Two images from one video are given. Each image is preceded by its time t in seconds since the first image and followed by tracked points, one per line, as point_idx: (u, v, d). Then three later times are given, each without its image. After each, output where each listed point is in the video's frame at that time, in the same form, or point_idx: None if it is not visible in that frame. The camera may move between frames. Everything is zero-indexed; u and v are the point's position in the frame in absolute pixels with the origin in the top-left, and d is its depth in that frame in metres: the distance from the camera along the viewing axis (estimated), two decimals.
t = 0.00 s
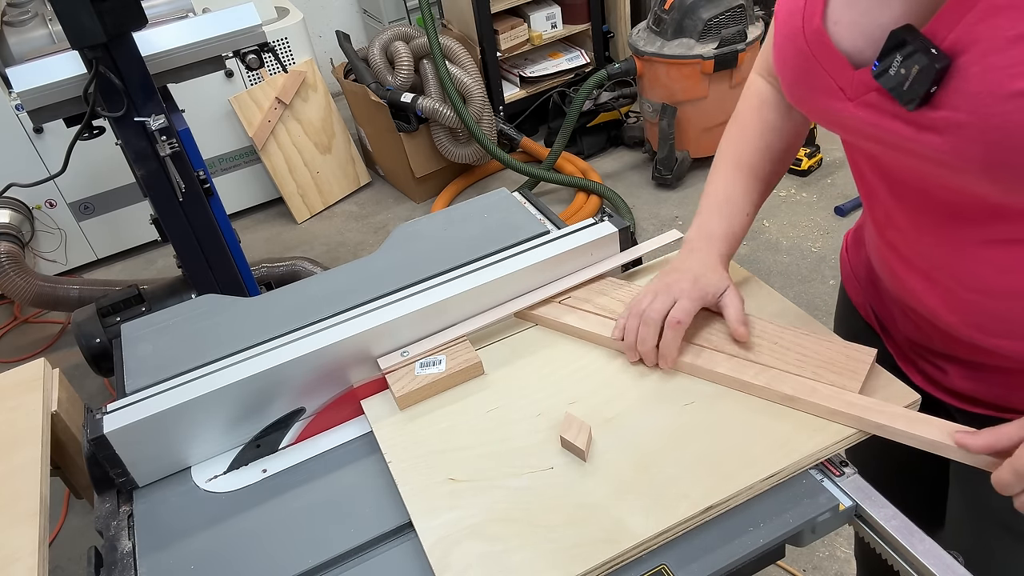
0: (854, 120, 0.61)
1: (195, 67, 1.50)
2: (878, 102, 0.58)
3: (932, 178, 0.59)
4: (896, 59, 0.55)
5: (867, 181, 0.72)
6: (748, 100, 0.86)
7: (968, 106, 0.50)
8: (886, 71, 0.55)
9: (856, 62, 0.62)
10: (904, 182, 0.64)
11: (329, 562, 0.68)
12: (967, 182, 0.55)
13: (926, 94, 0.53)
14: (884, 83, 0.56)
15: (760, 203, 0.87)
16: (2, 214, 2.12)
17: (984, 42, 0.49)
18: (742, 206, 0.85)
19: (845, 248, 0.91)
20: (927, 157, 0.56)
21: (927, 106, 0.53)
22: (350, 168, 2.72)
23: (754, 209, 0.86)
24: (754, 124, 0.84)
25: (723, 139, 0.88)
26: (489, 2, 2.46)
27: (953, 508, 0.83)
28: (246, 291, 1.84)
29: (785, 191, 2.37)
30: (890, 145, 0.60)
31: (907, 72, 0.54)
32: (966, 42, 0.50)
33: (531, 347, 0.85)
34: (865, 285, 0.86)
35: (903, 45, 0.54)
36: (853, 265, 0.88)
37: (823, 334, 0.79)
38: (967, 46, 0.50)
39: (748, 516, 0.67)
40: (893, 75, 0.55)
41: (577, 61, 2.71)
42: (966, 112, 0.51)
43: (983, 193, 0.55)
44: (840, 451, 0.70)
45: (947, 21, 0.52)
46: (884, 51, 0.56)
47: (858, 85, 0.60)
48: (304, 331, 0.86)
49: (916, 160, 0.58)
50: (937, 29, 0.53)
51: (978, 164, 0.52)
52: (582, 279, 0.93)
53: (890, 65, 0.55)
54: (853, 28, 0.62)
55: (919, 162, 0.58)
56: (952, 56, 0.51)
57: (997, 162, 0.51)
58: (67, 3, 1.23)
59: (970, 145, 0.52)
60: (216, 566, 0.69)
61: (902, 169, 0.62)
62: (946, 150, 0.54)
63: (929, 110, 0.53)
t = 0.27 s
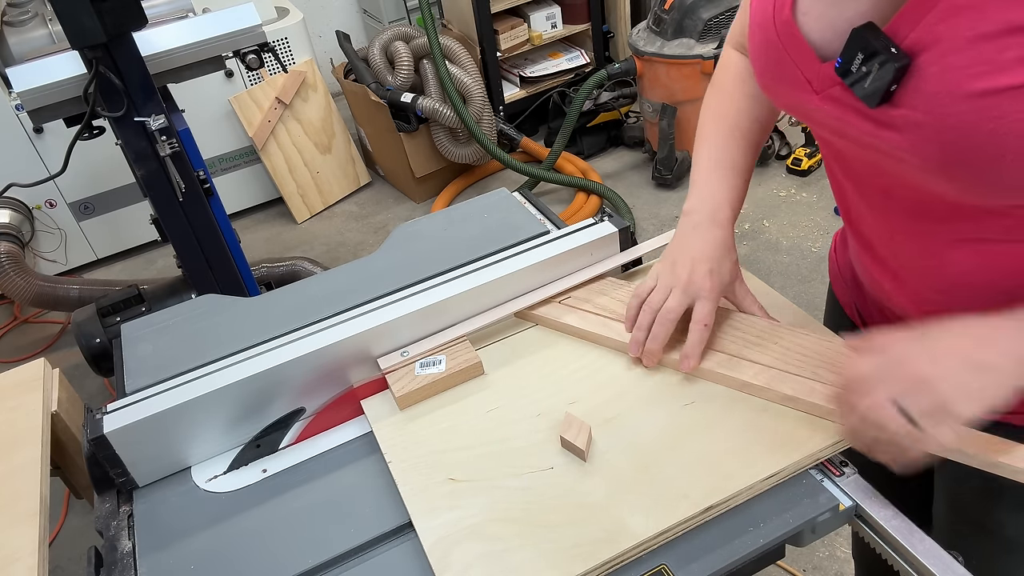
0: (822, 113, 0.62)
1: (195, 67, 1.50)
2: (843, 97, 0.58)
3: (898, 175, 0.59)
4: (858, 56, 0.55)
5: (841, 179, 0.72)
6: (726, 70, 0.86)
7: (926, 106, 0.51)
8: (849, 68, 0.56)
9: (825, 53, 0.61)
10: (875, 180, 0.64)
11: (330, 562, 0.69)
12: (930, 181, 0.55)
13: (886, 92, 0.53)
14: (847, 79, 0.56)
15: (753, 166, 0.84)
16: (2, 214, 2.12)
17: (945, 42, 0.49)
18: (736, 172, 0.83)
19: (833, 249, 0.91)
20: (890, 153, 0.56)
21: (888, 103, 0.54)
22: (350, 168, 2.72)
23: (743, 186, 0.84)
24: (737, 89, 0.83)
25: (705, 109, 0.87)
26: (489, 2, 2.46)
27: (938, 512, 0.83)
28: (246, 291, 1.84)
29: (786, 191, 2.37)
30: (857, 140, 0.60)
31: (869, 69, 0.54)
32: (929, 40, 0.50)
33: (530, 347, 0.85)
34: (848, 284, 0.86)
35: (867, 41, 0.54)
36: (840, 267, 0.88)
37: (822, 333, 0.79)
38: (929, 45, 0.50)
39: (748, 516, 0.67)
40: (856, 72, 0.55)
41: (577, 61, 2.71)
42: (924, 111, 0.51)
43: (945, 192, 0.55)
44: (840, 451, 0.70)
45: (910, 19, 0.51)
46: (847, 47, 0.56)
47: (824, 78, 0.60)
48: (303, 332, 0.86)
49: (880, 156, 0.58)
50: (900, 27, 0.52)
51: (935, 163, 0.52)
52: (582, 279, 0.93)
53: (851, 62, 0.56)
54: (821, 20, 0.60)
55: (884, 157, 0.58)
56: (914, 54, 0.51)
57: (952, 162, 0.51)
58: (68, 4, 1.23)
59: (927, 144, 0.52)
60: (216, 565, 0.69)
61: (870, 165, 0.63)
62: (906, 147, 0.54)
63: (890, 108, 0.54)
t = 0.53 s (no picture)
0: (811, 124, 0.61)
1: (195, 67, 1.50)
2: (832, 108, 0.58)
3: (889, 183, 0.60)
4: (847, 67, 0.54)
5: (830, 185, 0.72)
6: (710, 69, 0.89)
7: (916, 117, 0.51)
8: (838, 80, 0.55)
9: (814, 63, 0.60)
10: (866, 186, 0.65)
11: (330, 562, 0.69)
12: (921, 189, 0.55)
13: (876, 104, 0.53)
14: (836, 90, 0.55)
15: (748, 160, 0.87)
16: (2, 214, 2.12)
17: (935, 52, 0.49)
18: (732, 167, 0.85)
19: (822, 254, 0.91)
20: (880, 163, 0.56)
21: (878, 114, 0.54)
22: (350, 168, 2.72)
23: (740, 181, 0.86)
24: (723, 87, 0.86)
25: (694, 108, 0.90)
26: (489, 2, 2.46)
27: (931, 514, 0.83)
28: (246, 291, 1.84)
29: (786, 191, 2.37)
30: (847, 150, 0.60)
31: (858, 80, 0.53)
32: (918, 50, 0.50)
33: (530, 347, 0.85)
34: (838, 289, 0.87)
35: (854, 53, 0.54)
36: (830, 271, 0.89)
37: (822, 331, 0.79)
38: (918, 55, 0.50)
39: (748, 516, 0.67)
40: (845, 83, 0.54)
41: (577, 61, 2.71)
42: (915, 122, 0.51)
43: (936, 199, 0.56)
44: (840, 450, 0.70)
45: (897, 29, 0.51)
46: (835, 59, 0.55)
47: (813, 88, 0.59)
48: (304, 331, 0.86)
49: (870, 165, 0.59)
50: (889, 37, 0.52)
51: (927, 172, 0.53)
52: (582, 279, 0.93)
53: (840, 74, 0.55)
54: (811, 30, 0.59)
55: (874, 167, 0.58)
56: (903, 64, 0.51)
57: (942, 172, 0.52)
58: (68, 4, 1.23)
59: (918, 155, 0.52)
60: (216, 566, 0.69)
61: (861, 173, 0.63)
62: (898, 157, 0.54)
63: (881, 119, 0.54)
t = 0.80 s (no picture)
0: (802, 135, 0.61)
1: (195, 67, 1.50)
2: (823, 123, 0.58)
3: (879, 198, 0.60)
4: (835, 84, 0.54)
5: (824, 197, 0.72)
6: (703, 63, 0.86)
7: (903, 138, 0.51)
8: (826, 96, 0.54)
9: (806, 77, 0.60)
10: (858, 200, 0.65)
11: (330, 562, 0.69)
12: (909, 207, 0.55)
13: (864, 122, 0.53)
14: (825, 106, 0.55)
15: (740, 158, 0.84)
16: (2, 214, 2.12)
17: (921, 73, 0.49)
18: (726, 162, 0.82)
19: (822, 262, 0.91)
20: (870, 179, 0.57)
21: (866, 132, 0.54)
22: (350, 168, 2.72)
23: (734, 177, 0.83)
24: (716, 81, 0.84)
25: (685, 102, 0.87)
26: (489, 2, 2.46)
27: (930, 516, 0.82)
28: (246, 291, 1.84)
29: (786, 191, 2.37)
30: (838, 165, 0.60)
31: (845, 97, 0.53)
32: (905, 71, 0.50)
33: (530, 347, 0.85)
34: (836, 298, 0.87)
35: (843, 71, 0.53)
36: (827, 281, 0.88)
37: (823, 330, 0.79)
38: (905, 75, 0.50)
39: (748, 516, 0.67)
40: (833, 100, 0.54)
41: (577, 61, 2.71)
42: (902, 142, 0.51)
43: (925, 217, 0.56)
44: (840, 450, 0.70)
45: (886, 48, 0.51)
46: (825, 75, 0.54)
47: (805, 102, 0.59)
48: (303, 332, 0.86)
49: (860, 180, 0.59)
50: (878, 56, 0.52)
51: (914, 191, 0.53)
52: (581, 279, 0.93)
53: (829, 90, 0.54)
54: (806, 43, 0.58)
55: (863, 183, 0.58)
56: (891, 84, 0.51)
57: (929, 192, 0.52)
58: (68, 4, 1.23)
59: (905, 174, 0.52)
60: (216, 565, 0.69)
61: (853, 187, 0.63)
62: (885, 175, 0.54)
63: (868, 137, 0.54)
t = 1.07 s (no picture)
0: (801, 139, 0.61)
1: (195, 67, 1.50)
2: (822, 125, 0.57)
3: (877, 202, 0.60)
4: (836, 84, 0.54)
5: (822, 202, 0.72)
6: (656, 90, 0.82)
7: (903, 138, 0.51)
8: (829, 95, 0.54)
9: (806, 79, 0.59)
10: (856, 204, 0.65)
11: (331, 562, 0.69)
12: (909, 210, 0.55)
13: (864, 122, 0.53)
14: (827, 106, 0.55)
15: (671, 197, 0.80)
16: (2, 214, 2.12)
17: (922, 71, 0.49)
18: (650, 198, 0.78)
19: (821, 267, 0.92)
20: (870, 182, 0.57)
21: (866, 133, 0.54)
22: (350, 168, 2.72)
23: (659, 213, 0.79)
24: (671, 112, 0.80)
25: (626, 131, 0.82)
26: (489, 2, 2.46)
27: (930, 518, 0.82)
28: (246, 291, 1.84)
29: (786, 191, 2.37)
30: (836, 168, 0.60)
31: (846, 97, 0.53)
32: (906, 70, 0.50)
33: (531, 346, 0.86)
34: (836, 304, 0.87)
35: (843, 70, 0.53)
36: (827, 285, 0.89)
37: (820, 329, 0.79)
38: (906, 74, 0.50)
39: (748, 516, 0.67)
40: (835, 99, 0.54)
41: (577, 61, 2.71)
42: (902, 143, 0.51)
43: (923, 220, 0.56)
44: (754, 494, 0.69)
45: (887, 47, 0.51)
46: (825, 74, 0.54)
47: (804, 104, 0.58)
48: (304, 331, 0.86)
49: (859, 184, 0.59)
50: (878, 55, 0.52)
51: (914, 193, 0.53)
52: (507, 310, 0.90)
53: (830, 88, 0.54)
54: (803, 44, 0.59)
55: (862, 186, 0.58)
56: (891, 82, 0.51)
57: (929, 195, 0.52)
58: (68, 4, 1.23)
59: (905, 175, 0.52)
60: (215, 566, 0.69)
61: (851, 192, 0.63)
62: (885, 178, 0.54)
63: (868, 138, 0.54)
